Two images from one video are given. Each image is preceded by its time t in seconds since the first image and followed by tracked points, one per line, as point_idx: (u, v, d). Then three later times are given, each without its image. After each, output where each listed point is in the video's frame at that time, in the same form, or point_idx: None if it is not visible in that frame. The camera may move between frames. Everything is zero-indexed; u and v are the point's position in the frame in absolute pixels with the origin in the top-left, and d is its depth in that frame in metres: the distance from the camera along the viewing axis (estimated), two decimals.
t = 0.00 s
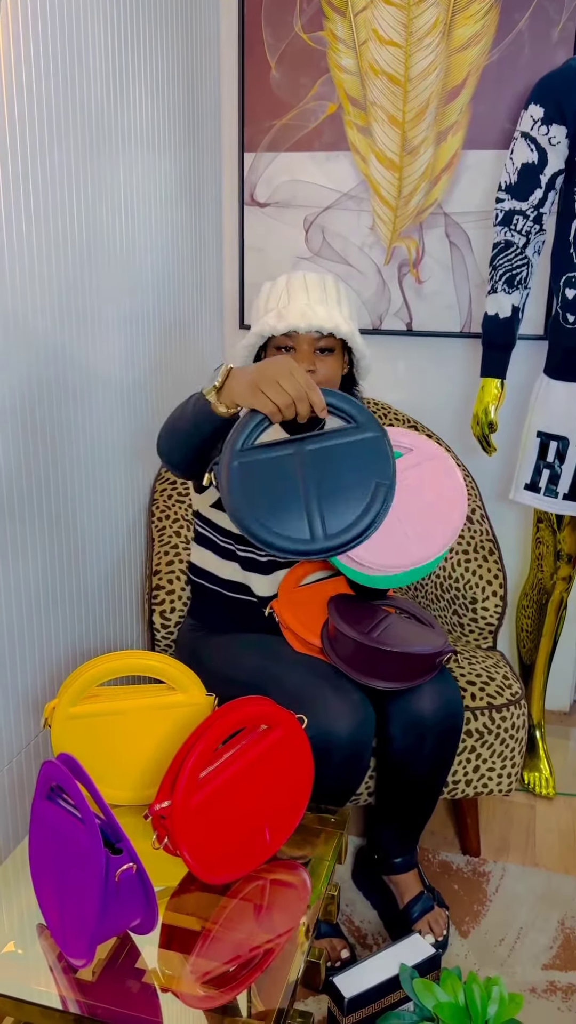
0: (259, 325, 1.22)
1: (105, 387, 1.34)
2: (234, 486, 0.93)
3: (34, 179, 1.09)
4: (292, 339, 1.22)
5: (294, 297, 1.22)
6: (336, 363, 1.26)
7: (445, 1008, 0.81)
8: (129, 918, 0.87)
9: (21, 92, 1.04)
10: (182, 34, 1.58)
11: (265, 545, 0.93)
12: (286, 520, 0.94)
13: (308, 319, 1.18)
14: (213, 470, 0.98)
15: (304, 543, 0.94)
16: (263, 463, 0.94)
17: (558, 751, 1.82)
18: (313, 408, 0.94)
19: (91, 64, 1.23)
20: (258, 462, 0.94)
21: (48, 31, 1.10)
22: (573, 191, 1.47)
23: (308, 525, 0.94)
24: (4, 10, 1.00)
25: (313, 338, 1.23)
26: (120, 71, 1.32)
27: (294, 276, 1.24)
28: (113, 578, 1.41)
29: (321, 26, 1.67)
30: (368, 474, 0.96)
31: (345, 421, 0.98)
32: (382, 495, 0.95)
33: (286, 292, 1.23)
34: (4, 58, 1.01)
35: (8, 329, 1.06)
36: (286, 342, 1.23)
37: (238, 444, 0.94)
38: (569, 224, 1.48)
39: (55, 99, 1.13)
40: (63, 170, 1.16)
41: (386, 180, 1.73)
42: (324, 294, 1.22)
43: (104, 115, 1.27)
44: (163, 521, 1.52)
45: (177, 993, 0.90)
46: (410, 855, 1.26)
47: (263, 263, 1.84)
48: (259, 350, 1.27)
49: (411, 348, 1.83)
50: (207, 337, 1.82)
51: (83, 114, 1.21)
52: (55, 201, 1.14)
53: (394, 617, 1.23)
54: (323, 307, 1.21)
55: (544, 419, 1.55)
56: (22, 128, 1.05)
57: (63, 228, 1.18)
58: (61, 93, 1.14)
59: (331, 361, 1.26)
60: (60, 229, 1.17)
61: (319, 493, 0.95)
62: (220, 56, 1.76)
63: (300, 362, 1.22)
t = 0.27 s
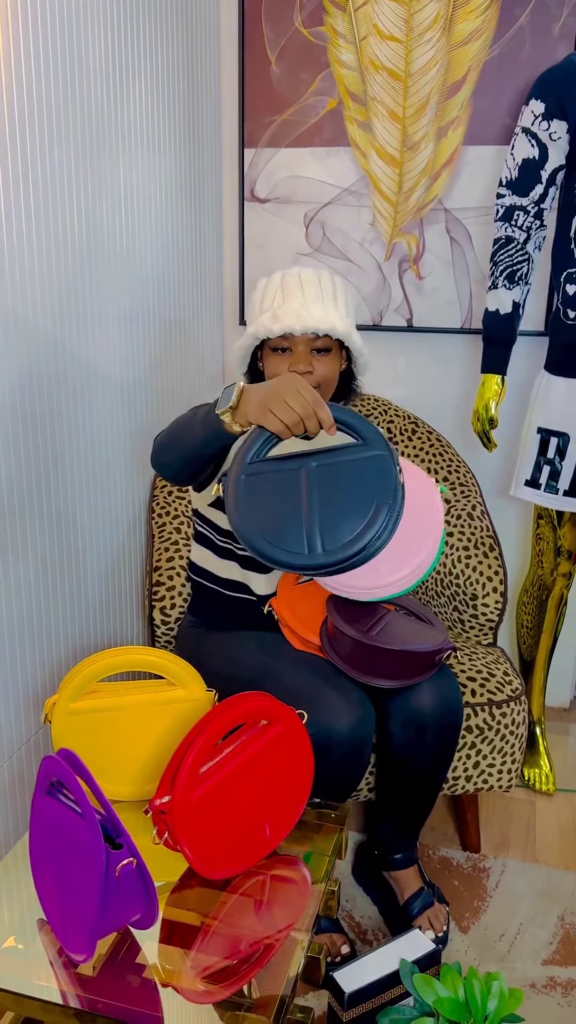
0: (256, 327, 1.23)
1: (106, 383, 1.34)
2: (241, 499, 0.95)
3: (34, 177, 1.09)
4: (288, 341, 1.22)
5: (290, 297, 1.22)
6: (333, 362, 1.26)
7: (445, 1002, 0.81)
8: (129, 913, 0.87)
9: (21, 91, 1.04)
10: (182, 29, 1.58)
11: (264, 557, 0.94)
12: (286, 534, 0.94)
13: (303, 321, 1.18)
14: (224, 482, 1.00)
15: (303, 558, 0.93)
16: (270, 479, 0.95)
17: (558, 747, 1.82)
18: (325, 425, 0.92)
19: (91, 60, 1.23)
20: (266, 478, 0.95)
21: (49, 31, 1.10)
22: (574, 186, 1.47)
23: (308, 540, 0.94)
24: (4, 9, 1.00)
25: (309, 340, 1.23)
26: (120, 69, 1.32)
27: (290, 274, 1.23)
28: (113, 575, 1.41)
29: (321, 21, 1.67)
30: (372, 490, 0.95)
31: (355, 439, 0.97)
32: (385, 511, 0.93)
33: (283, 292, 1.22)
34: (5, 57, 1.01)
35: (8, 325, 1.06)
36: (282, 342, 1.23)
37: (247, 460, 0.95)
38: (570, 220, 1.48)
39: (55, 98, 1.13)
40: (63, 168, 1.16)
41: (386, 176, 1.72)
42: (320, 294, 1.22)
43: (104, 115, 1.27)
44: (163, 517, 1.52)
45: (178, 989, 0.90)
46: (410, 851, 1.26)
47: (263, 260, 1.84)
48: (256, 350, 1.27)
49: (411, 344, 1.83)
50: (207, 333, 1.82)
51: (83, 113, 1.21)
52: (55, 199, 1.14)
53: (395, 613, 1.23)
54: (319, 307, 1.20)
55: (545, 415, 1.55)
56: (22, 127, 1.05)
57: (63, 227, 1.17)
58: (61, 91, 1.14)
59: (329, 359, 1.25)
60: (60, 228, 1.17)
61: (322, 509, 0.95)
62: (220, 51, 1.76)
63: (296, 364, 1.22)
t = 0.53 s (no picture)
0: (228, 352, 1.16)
1: (105, 380, 1.34)
2: (267, 521, 1.01)
3: (34, 179, 1.08)
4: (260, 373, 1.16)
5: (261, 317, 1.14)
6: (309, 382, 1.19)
7: (444, 997, 0.81)
8: (129, 908, 0.87)
9: (20, 94, 1.04)
10: (182, 25, 1.57)
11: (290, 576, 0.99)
12: (309, 557, 0.99)
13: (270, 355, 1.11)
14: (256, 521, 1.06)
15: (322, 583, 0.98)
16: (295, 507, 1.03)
17: (558, 744, 1.83)
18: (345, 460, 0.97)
19: (91, 58, 1.22)
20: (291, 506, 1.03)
21: (48, 35, 1.10)
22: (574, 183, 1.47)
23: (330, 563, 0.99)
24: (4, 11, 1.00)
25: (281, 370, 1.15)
26: (120, 67, 1.32)
27: (258, 291, 1.14)
28: (113, 572, 1.42)
29: (321, 17, 1.66)
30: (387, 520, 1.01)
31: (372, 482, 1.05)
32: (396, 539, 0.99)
33: (251, 316, 1.14)
34: (4, 61, 1.00)
35: (8, 322, 1.06)
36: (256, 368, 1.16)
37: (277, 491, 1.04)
38: (570, 216, 1.48)
39: (55, 101, 1.12)
40: (63, 170, 1.16)
41: (386, 172, 1.72)
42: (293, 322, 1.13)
43: (103, 116, 1.27)
44: (163, 514, 1.52)
45: (177, 984, 0.91)
46: (409, 848, 1.26)
47: (263, 257, 1.84)
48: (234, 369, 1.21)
49: (411, 340, 1.83)
50: (207, 330, 1.82)
51: (83, 114, 1.20)
52: (55, 201, 1.14)
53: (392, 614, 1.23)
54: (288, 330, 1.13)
55: (545, 412, 1.55)
56: (22, 131, 1.05)
57: (64, 229, 1.17)
58: (61, 93, 1.14)
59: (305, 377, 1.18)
60: (61, 229, 1.16)
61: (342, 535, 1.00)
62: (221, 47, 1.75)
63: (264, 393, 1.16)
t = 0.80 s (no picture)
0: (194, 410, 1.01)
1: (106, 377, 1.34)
2: (264, 556, 1.00)
3: (34, 175, 1.09)
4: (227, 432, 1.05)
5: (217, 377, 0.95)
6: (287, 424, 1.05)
7: (445, 996, 0.81)
8: (130, 907, 0.87)
9: (21, 87, 1.04)
10: (182, 23, 1.57)
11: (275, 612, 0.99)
12: (298, 596, 0.99)
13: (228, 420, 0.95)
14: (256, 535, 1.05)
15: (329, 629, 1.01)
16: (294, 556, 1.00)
17: (558, 742, 1.83)
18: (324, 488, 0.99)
19: (92, 56, 1.23)
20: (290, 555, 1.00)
21: (48, 28, 1.10)
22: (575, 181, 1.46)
23: (320, 606, 0.99)
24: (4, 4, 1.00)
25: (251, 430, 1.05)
26: (121, 63, 1.32)
27: (209, 340, 0.94)
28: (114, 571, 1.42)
29: (322, 14, 1.66)
30: (386, 578, 0.99)
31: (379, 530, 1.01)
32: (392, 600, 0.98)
33: (207, 367, 0.95)
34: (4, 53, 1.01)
35: (8, 320, 1.06)
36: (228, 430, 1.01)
37: (280, 522, 1.01)
38: (571, 215, 1.47)
39: (56, 92, 1.12)
40: (63, 163, 1.16)
41: (387, 170, 1.71)
42: (256, 371, 0.95)
43: (104, 111, 1.27)
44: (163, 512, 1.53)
45: (178, 984, 0.91)
46: (410, 847, 1.26)
47: (263, 254, 1.84)
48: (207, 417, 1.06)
49: (412, 339, 1.83)
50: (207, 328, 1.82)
51: (83, 106, 1.20)
52: (56, 194, 1.14)
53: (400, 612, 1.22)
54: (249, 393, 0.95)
55: (546, 411, 1.55)
56: (22, 121, 1.05)
57: (64, 222, 1.17)
58: (62, 84, 1.14)
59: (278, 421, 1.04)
60: (61, 224, 1.16)
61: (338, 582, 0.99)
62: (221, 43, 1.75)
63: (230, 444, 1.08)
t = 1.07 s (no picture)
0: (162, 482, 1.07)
1: (106, 378, 1.34)
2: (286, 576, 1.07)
3: (34, 176, 1.08)
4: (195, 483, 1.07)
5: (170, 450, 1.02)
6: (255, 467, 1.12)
7: (445, 996, 0.81)
8: (130, 907, 0.87)
9: (20, 85, 1.04)
10: (182, 22, 1.57)
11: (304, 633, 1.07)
12: (331, 614, 1.06)
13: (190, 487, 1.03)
14: (276, 553, 1.12)
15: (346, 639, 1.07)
16: (321, 568, 1.06)
17: (558, 742, 1.83)
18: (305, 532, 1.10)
19: (93, 56, 1.23)
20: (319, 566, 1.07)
21: (48, 26, 1.09)
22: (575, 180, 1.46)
23: (348, 626, 1.06)
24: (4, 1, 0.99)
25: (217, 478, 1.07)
26: (121, 63, 1.32)
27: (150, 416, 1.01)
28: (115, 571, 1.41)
29: (322, 14, 1.66)
30: (413, 593, 1.05)
31: (401, 544, 1.07)
32: (416, 616, 1.05)
33: (153, 429, 1.01)
34: (4, 52, 1.00)
35: (8, 320, 1.06)
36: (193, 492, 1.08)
37: (301, 538, 1.07)
38: (571, 215, 1.47)
39: (55, 90, 1.12)
40: (63, 162, 1.16)
41: (387, 170, 1.71)
42: (200, 429, 1.00)
43: (104, 110, 1.27)
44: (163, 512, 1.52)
45: (178, 983, 0.91)
46: (409, 844, 1.26)
47: (263, 254, 1.84)
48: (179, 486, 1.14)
49: (411, 339, 1.83)
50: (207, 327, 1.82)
51: (83, 104, 1.20)
52: (55, 192, 1.14)
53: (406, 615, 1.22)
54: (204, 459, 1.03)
55: (547, 411, 1.54)
56: (22, 117, 1.04)
57: (63, 221, 1.17)
58: (62, 82, 1.14)
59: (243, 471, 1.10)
60: (60, 223, 1.16)
61: (364, 602, 1.06)
62: (222, 42, 1.75)
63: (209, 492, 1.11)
